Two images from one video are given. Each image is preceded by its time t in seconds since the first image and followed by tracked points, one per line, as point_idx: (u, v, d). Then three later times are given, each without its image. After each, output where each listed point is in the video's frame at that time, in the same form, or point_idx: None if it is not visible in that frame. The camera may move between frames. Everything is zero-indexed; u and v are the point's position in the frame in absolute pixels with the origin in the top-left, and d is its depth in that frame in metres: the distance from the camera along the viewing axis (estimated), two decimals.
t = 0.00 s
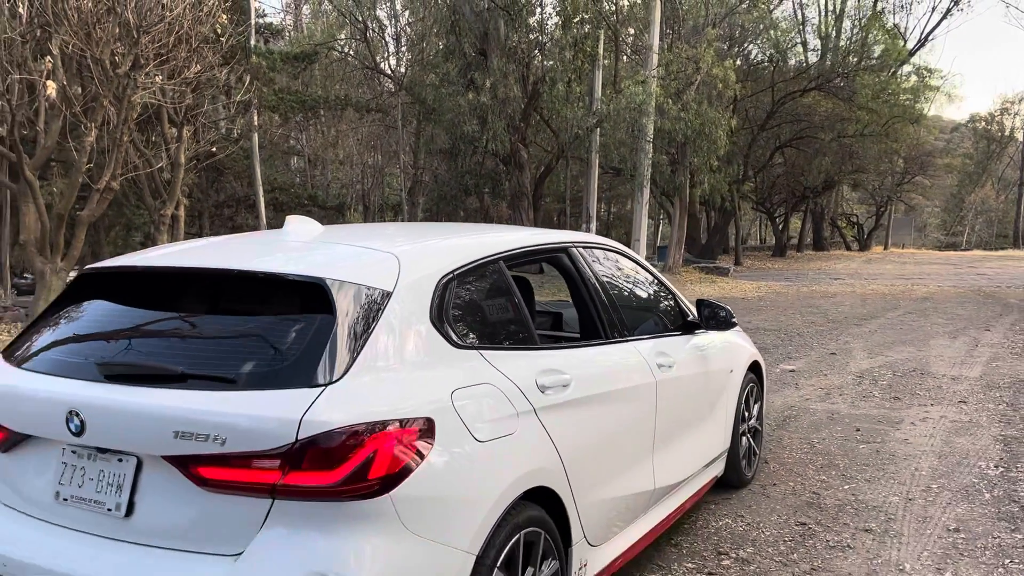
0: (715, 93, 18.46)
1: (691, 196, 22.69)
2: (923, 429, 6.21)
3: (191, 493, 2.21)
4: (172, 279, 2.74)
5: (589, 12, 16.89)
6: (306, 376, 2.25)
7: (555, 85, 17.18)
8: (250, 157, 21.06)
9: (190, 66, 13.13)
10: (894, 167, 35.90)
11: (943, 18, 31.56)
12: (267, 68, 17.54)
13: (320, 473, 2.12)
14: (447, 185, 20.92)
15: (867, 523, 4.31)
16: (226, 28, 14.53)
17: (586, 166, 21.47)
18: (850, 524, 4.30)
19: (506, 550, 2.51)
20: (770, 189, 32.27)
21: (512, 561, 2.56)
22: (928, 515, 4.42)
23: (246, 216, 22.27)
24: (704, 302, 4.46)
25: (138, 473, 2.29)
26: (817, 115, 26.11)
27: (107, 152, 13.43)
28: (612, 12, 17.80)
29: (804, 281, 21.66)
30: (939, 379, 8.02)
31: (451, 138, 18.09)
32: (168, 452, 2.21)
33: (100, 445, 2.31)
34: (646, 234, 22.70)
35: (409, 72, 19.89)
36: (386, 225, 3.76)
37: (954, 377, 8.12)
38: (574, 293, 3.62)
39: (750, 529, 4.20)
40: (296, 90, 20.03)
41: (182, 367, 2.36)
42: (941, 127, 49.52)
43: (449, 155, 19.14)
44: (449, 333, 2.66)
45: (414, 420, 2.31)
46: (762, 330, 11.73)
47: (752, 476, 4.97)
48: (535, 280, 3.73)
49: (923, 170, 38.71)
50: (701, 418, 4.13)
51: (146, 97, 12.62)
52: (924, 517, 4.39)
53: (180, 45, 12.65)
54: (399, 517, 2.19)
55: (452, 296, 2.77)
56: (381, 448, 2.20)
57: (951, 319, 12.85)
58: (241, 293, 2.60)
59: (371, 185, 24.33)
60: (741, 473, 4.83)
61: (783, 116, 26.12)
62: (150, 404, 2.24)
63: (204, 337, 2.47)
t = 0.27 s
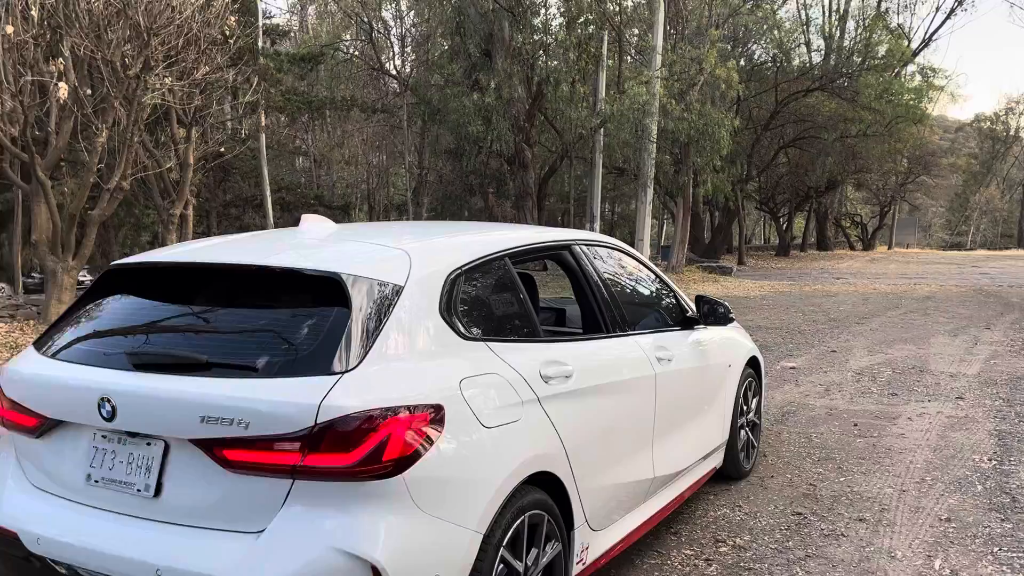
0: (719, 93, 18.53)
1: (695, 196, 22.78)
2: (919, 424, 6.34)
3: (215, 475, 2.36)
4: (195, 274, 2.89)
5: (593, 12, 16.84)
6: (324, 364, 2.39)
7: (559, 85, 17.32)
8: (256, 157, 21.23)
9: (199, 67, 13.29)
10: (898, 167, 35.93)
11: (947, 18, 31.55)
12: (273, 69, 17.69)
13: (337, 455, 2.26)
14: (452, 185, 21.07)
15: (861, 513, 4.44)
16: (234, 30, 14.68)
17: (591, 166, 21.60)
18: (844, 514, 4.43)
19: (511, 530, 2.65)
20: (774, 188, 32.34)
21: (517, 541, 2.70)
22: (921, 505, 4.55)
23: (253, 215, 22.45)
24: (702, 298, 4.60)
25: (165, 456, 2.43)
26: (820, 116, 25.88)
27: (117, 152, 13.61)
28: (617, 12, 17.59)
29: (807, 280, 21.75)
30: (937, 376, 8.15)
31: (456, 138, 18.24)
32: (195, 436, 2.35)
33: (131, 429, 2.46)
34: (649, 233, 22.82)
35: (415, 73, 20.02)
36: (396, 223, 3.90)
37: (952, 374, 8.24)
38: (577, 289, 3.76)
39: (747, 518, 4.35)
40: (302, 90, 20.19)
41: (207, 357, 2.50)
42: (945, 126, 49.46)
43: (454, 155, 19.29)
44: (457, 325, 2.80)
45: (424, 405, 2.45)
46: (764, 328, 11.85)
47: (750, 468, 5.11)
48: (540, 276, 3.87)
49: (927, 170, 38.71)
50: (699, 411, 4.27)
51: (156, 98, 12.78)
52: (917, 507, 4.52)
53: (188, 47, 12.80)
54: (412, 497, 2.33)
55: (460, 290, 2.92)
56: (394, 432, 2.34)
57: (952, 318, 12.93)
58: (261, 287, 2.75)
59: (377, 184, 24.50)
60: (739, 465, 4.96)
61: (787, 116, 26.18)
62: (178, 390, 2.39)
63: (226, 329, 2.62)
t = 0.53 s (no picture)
0: (723, 93, 18.60)
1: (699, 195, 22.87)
2: (917, 419, 6.46)
3: (239, 458, 2.50)
4: (216, 270, 3.04)
5: (598, 14, 16.95)
6: (340, 353, 2.53)
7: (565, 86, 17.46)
8: (264, 157, 21.41)
9: (209, 69, 13.46)
10: (903, 167, 35.94)
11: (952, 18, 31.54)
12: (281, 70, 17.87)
13: (353, 438, 2.40)
14: (457, 184, 21.23)
15: (857, 503, 4.57)
16: (242, 32, 14.84)
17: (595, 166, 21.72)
18: (840, 505, 4.56)
19: (516, 514, 2.79)
20: (778, 188, 32.40)
21: (522, 523, 2.84)
22: (915, 497, 4.68)
23: (261, 215, 22.64)
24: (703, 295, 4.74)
25: (191, 440, 2.58)
26: (824, 116, 25.89)
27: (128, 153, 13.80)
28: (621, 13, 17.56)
29: (811, 280, 21.82)
30: (936, 373, 8.26)
31: (462, 138, 18.39)
32: (219, 421, 2.50)
33: (158, 415, 2.61)
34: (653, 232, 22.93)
35: (420, 74, 20.16)
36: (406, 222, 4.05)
37: (951, 371, 8.35)
38: (580, 285, 3.90)
39: (746, 508, 4.48)
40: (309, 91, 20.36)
41: (230, 347, 2.65)
42: (950, 126, 49.38)
43: (460, 155, 19.45)
44: (465, 318, 2.95)
45: (435, 393, 2.59)
46: (767, 326, 11.96)
47: (749, 461, 5.24)
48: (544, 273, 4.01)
49: (933, 170, 38.68)
50: (699, 404, 4.41)
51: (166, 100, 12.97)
52: (911, 498, 4.65)
53: (198, 49, 12.97)
54: (423, 479, 2.47)
55: (467, 286, 3.06)
56: (406, 419, 2.48)
57: (954, 317, 13.03)
58: (279, 281, 2.89)
59: (383, 184, 24.66)
60: (738, 457, 5.08)
61: (791, 116, 26.24)
62: (204, 378, 2.54)
63: (246, 322, 2.76)
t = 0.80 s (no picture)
0: (727, 93, 18.65)
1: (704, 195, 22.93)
2: (914, 414, 6.58)
3: (257, 442, 2.64)
4: (235, 265, 3.18)
5: (603, 14, 16.61)
6: (353, 343, 2.67)
7: (570, 86, 17.64)
8: (272, 157, 21.57)
9: (218, 70, 13.62)
10: (908, 166, 35.94)
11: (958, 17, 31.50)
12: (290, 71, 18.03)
13: (366, 424, 2.54)
14: (463, 184, 21.36)
15: (853, 494, 4.69)
16: (251, 32, 15.00)
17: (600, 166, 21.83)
18: (837, 495, 4.68)
19: (520, 497, 2.93)
20: (783, 188, 32.42)
21: (525, 506, 2.98)
22: (910, 488, 4.80)
23: (269, 214, 22.81)
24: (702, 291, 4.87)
25: (211, 425, 2.72)
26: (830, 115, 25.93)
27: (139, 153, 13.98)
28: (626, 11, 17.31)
29: (816, 279, 21.86)
30: (935, 370, 8.37)
31: (468, 138, 18.53)
32: (239, 407, 2.64)
33: (181, 402, 2.75)
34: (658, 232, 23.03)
35: (426, 74, 20.27)
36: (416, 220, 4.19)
37: (950, 368, 8.46)
38: (583, 281, 4.04)
39: (744, 499, 4.60)
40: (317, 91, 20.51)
41: (248, 338, 2.79)
42: (957, 125, 49.22)
43: (466, 155, 19.58)
44: (471, 310, 3.08)
45: (442, 381, 2.73)
46: (771, 324, 12.07)
47: (748, 454, 5.36)
48: (548, 270, 4.15)
49: (938, 169, 38.63)
50: (698, 397, 4.53)
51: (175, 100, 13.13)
52: (907, 489, 4.77)
53: (208, 50, 13.12)
54: (431, 463, 2.61)
55: (474, 281, 3.20)
56: (415, 406, 2.61)
57: (956, 315, 13.11)
58: (294, 275, 3.03)
59: (389, 183, 24.81)
60: (737, 450, 5.20)
61: (796, 116, 26.24)
62: (223, 367, 2.68)
63: (263, 314, 2.90)
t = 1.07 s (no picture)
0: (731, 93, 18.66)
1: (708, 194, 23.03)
2: (911, 409, 6.70)
3: (272, 426, 2.78)
4: (249, 259, 3.33)
5: (608, 14, 17.26)
6: (362, 332, 2.81)
7: (575, 86, 17.84)
8: (280, 156, 21.76)
9: (227, 70, 13.80)
10: (913, 166, 35.93)
11: (964, 16, 31.45)
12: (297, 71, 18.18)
13: (375, 408, 2.68)
14: (469, 183, 21.50)
15: (847, 484, 4.82)
16: (259, 33, 15.17)
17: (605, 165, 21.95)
18: (832, 485, 4.81)
19: (521, 482, 3.06)
20: (789, 187, 32.46)
21: (527, 490, 3.11)
22: (904, 479, 4.92)
23: (277, 213, 23.00)
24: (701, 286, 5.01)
25: (228, 411, 2.87)
26: (834, 114, 25.99)
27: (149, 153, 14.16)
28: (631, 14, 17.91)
29: (820, 278, 21.92)
30: (934, 367, 8.48)
31: (474, 138, 18.68)
32: (255, 392, 2.78)
33: (199, 388, 2.90)
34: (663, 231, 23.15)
35: (432, 74, 20.38)
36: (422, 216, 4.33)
37: (949, 365, 8.57)
38: (584, 277, 4.16)
39: (741, 488, 4.74)
40: (324, 92, 20.68)
41: (263, 328, 2.93)
42: (963, 124, 49.08)
43: (472, 155, 19.73)
44: (475, 302, 3.22)
45: (448, 368, 2.87)
46: (773, 322, 12.18)
47: (747, 446, 5.49)
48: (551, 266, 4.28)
49: (944, 168, 38.59)
50: (696, 390, 4.66)
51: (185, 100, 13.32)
52: (900, 480, 4.90)
53: (217, 50, 13.29)
54: (438, 446, 2.75)
55: (478, 275, 3.34)
56: (421, 392, 2.75)
57: (958, 313, 13.19)
58: (306, 268, 3.17)
59: (395, 183, 24.95)
60: (736, 442, 5.33)
61: (801, 115, 26.25)
62: (240, 355, 2.82)
63: (277, 306, 3.04)
